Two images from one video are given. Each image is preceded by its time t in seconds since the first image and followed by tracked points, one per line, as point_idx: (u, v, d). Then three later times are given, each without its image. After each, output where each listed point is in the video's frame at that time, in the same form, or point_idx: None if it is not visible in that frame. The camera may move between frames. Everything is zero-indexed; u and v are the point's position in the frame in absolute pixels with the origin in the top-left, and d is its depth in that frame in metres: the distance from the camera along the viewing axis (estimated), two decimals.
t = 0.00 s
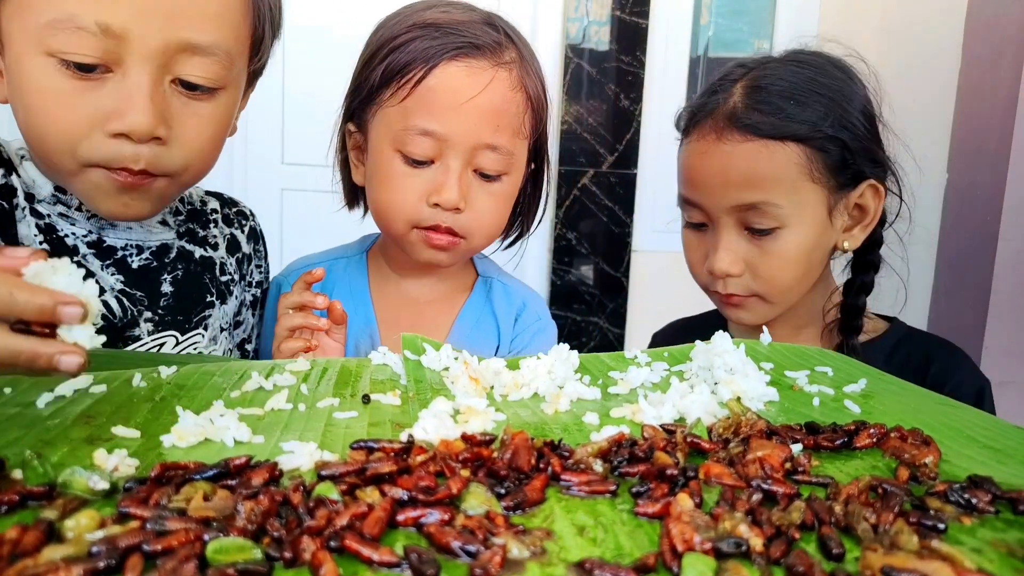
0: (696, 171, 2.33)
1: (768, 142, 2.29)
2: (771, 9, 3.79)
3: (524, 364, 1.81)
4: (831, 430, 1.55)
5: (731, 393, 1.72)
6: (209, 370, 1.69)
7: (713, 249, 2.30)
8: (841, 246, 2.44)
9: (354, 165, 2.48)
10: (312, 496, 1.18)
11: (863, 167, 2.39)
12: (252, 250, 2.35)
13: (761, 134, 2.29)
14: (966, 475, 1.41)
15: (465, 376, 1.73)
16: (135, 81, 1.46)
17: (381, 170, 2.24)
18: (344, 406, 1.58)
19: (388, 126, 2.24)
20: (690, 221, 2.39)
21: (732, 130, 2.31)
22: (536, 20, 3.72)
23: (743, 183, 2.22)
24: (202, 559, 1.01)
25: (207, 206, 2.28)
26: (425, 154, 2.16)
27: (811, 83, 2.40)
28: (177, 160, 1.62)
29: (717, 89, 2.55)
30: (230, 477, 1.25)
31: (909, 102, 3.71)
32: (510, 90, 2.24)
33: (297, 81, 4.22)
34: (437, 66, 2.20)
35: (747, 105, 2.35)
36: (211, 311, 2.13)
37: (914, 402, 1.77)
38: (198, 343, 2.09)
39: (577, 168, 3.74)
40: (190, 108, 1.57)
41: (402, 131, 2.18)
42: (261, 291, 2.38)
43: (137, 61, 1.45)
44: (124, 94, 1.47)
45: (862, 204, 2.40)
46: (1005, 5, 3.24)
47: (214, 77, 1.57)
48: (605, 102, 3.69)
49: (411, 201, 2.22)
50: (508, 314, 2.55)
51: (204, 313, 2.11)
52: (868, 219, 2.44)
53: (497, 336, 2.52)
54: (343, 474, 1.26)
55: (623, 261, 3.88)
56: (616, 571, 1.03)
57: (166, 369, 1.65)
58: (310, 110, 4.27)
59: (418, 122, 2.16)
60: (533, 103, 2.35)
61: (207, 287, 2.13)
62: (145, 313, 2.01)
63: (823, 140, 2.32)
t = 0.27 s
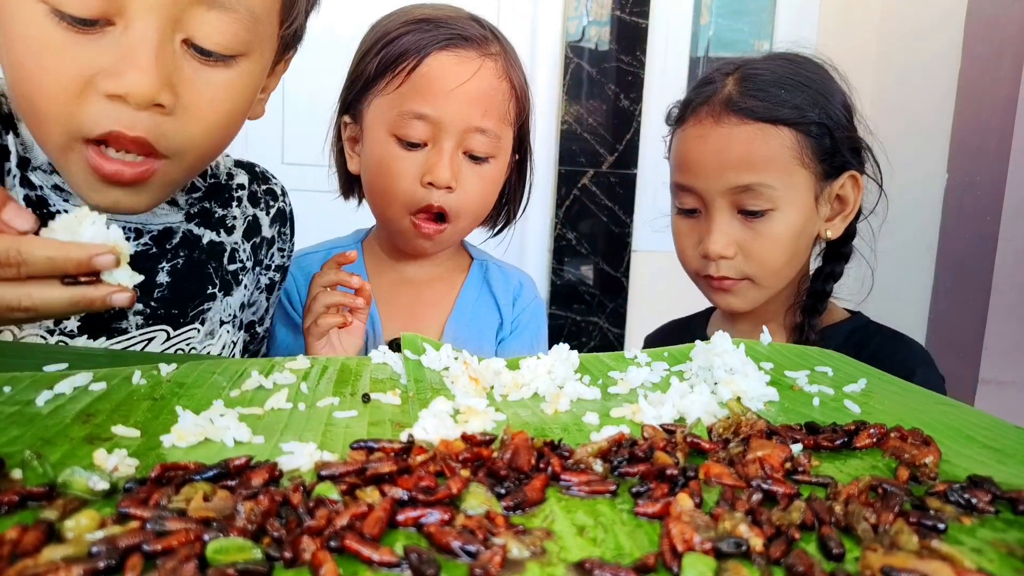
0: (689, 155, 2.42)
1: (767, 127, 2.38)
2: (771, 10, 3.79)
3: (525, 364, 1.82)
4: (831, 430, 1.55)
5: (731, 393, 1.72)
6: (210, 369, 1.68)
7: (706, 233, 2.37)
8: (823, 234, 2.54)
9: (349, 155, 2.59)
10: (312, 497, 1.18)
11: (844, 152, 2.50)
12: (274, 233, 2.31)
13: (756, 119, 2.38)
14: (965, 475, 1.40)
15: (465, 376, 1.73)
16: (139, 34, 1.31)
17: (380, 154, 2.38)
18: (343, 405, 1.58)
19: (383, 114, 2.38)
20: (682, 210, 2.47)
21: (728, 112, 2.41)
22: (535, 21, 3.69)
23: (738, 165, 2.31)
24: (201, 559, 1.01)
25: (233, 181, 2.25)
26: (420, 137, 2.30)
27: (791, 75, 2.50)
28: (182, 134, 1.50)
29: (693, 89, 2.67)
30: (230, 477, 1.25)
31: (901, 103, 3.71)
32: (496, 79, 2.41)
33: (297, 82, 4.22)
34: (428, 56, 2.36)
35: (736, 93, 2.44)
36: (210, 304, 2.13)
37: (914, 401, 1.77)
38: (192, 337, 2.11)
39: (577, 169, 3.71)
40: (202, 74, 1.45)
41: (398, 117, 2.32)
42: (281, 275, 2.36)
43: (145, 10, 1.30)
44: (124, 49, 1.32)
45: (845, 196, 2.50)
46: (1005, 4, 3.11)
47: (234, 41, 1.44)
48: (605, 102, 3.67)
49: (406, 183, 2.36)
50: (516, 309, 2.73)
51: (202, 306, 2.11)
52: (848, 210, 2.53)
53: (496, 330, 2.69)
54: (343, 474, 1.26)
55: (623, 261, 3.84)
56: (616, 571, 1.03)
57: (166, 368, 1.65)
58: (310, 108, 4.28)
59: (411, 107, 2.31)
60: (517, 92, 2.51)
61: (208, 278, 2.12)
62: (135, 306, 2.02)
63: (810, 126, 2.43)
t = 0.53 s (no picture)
0: (665, 146, 2.43)
1: (742, 125, 2.38)
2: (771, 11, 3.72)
3: (525, 364, 1.82)
4: (831, 430, 1.55)
5: (731, 393, 1.72)
6: (210, 370, 1.68)
7: (675, 225, 2.39)
8: (788, 244, 2.53)
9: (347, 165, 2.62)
10: (312, 497, 1.18)
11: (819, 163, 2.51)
12: (296, 249, 2.32)
13: (734, 115, 2.39)
14: (965, 475, 1.40)
15: (465, 376, 1.73)
16: (117, 31, 1.26)
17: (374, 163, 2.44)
18: (344, 406, 1.58)
19: (375, 123, 2.43)
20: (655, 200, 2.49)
21: (710, 107, 2.41)
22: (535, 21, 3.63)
23: (712, 161, 2.32)
24: (201, 559, 1.01)
25: (256, 193, 2.25)
26: (414, 146, 2.37)
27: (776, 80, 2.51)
28: (172, 140, 1.41)
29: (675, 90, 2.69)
30: (230, 478, 1.25)
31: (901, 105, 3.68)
32: (484, 94, 2.46)
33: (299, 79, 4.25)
34: (421, 70, 2.41)
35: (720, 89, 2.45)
36: (220, 324, 2.12)
37: (913, 402, 1.77)
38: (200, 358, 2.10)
39: (577, 168, 3.66)
40: (191, 71, 1.39)
41: (391, 127, 2.39)
42: (305, 287, 2.36)
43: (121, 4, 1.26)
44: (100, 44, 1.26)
45: (815, 211, 2.51)
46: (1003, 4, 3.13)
47: (225, 32, 1.40)
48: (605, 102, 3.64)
49: (402, 188, 2.42)
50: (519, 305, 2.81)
51: (209, 328, 2.10)
52: (816, 222, 2.53)
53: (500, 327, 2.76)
54: (343, 474, 1.26)
55: (623, 261, 3.79)
56: (616, 571, 1.03)
57: (166, 368, 1.65)
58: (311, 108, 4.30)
59: (403, 117, 2.37)
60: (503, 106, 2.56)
61: (218, 298, 2.11)
62: (135, 326, 1.99)
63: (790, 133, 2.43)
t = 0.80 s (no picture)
0: (675, 129, 2.40)
1: (756, 121, 2.35)
2: None
3: (525, 364, 1.81)
4: (833, 430, 1.54)
5: (732, 394, 1.71)
6: (207, 371, 1.68)
7: (666, 212, 2.40)
8: (772, 250, 2.54)
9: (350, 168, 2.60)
10: (311, 498, 1.18)
11: (822, 169, 2.49)
12: (304, 263, 2.29)
13: (749, 107, 2.35)
14: (967, 476, 1.40)
15: (465, 376, 1.72)
16: (97, 64, 1.31)
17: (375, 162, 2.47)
18: (343, 406, 1.57)
19: (377, 124, 2.44)
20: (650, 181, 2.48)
21: (730, 97, 2.37)
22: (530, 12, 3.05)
23: (720, 154, 2.31)
24: (200, 560, 1.01)
25: (266, 204, 2.20)
26: (416, 146, 2.41)
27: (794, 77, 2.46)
28: (149, 170, 1.49)
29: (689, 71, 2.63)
30: (229, 479, 1.24)
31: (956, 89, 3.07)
32: (483, 92, 2.46)
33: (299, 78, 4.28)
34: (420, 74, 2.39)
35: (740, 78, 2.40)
36: (222, 340, 2.15)
37: (914, 402, 1.77)
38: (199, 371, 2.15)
39: (577, 168, 3.22)
40: (173, 100, 1.43)
41: (393, 129, 2.41)
42: (314, 299, 2.36)
43: (102, 29, 1.29)
44: (79, 75, 1.31)
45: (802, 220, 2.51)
46: None
47: (212, 61, 1.38)
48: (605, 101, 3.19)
49: (405, 186, 2.47)
50: (524, 304, 2.79)
51: (212, 342, 2.14)
52: (801, 231, 2.54)
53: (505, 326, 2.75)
54: (342, 475, 1.26)
55: (625, 261, 3.36)
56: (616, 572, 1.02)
57: (163, 368, 1.64)
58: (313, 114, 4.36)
59: (404, 118, 2.39)
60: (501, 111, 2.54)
61: (220, 314, 2.13)
62: (133, 341, 2.04)
63: (799, 133, 2.40)
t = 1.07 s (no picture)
0: (694, 118, 2.40)
1: (777, 120, 2.34)
2: None
3: (524, 364, 1.81)
4: (833, 430, 1.55)
5: (732, 394, 1.71)
6: (207, 371, 1.68)
7: (671, 203, 2.39)
8: (767, 255, 2.52)
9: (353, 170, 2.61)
10: (311, 498, 1.18)
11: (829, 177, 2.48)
12: (311, 266, 2.29)
13: (770, 105, 2.35)
14: (967, 476, 1.40)
15: (465, 376, 1.72)
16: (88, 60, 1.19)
17: (374, 164, 2.47)
18: (343, 406, 1.57)
19: (377, 125, 2.44)
20: (658, 170, 2.46)
21: (757, 95, 2.36)
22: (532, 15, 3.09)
23: (739, 150, 2.30)
24: (200, 561, 1.01)
25: (274, 208, 2.20)
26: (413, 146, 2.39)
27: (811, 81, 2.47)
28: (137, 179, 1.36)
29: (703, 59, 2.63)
30: (229, 479, 1.24)
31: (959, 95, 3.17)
32: (481, 94, 2.46)
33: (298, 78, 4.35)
34: (418, 74, 2.41)
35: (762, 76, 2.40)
36: (230, 343, 2.15)
37: (914, 402, 1.77)
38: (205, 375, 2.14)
39: (577, 168, 3.26)
40: (167, 104, 1.30)
41: (392, 129, 2.41)
42: (320, 303, 2.37)
43: (96, 20, 1.17)
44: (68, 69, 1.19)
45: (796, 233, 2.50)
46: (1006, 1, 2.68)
47: (214, 62, 1.27)
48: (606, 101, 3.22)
49: (403, 185, 2.45)
50: (524, 300, 2.80)
51: (220, 346, 2.14)
52: (798, 242, 2.52)
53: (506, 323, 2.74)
54: (343, 475, 1.26)
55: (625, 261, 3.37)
56: (616, 572, 1.03)
57: (163, 368, 1.64)
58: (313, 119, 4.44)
59: (404, 119, 2.39)
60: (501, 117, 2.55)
61: (227, 318, 2.12)
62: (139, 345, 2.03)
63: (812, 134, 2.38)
